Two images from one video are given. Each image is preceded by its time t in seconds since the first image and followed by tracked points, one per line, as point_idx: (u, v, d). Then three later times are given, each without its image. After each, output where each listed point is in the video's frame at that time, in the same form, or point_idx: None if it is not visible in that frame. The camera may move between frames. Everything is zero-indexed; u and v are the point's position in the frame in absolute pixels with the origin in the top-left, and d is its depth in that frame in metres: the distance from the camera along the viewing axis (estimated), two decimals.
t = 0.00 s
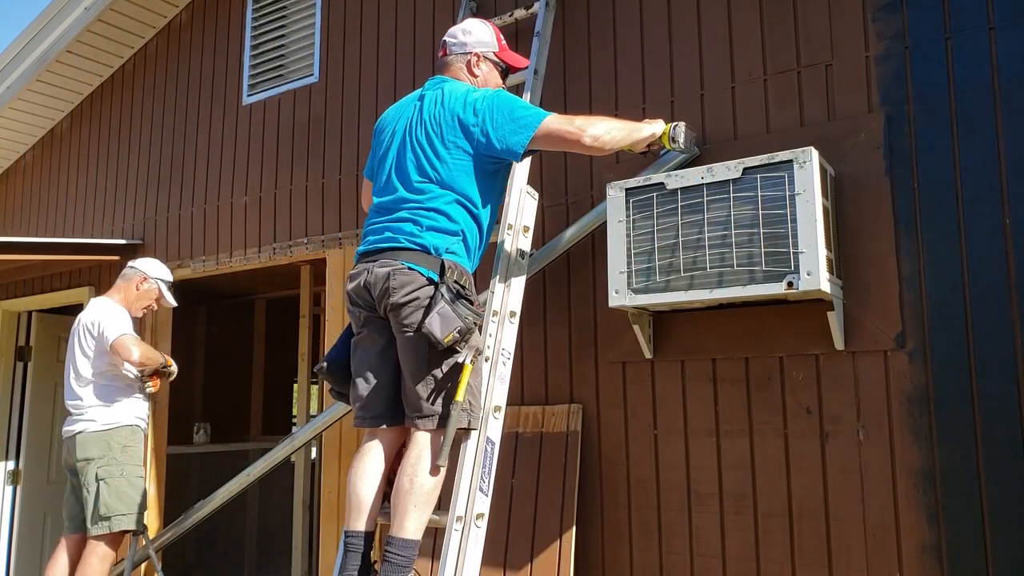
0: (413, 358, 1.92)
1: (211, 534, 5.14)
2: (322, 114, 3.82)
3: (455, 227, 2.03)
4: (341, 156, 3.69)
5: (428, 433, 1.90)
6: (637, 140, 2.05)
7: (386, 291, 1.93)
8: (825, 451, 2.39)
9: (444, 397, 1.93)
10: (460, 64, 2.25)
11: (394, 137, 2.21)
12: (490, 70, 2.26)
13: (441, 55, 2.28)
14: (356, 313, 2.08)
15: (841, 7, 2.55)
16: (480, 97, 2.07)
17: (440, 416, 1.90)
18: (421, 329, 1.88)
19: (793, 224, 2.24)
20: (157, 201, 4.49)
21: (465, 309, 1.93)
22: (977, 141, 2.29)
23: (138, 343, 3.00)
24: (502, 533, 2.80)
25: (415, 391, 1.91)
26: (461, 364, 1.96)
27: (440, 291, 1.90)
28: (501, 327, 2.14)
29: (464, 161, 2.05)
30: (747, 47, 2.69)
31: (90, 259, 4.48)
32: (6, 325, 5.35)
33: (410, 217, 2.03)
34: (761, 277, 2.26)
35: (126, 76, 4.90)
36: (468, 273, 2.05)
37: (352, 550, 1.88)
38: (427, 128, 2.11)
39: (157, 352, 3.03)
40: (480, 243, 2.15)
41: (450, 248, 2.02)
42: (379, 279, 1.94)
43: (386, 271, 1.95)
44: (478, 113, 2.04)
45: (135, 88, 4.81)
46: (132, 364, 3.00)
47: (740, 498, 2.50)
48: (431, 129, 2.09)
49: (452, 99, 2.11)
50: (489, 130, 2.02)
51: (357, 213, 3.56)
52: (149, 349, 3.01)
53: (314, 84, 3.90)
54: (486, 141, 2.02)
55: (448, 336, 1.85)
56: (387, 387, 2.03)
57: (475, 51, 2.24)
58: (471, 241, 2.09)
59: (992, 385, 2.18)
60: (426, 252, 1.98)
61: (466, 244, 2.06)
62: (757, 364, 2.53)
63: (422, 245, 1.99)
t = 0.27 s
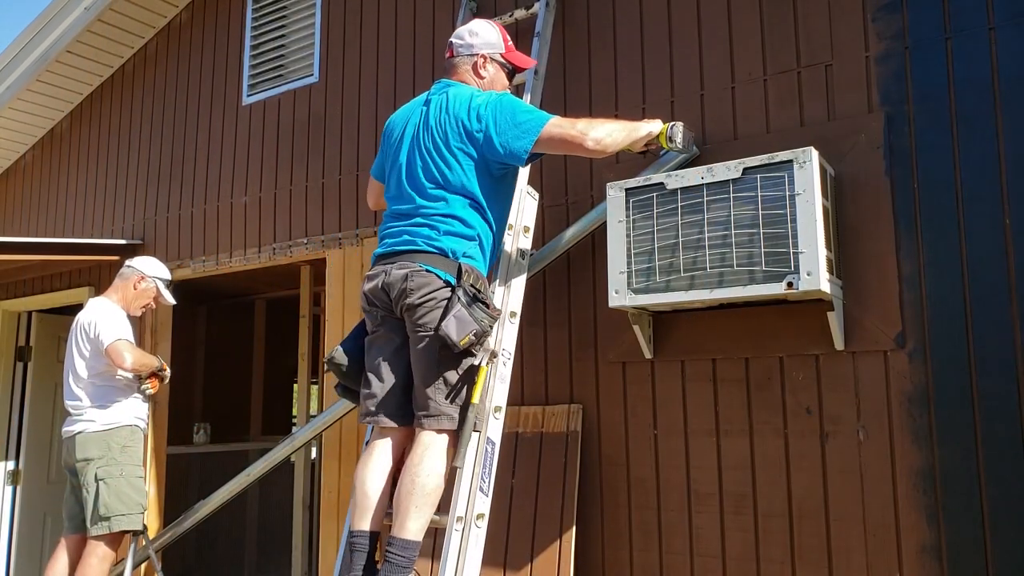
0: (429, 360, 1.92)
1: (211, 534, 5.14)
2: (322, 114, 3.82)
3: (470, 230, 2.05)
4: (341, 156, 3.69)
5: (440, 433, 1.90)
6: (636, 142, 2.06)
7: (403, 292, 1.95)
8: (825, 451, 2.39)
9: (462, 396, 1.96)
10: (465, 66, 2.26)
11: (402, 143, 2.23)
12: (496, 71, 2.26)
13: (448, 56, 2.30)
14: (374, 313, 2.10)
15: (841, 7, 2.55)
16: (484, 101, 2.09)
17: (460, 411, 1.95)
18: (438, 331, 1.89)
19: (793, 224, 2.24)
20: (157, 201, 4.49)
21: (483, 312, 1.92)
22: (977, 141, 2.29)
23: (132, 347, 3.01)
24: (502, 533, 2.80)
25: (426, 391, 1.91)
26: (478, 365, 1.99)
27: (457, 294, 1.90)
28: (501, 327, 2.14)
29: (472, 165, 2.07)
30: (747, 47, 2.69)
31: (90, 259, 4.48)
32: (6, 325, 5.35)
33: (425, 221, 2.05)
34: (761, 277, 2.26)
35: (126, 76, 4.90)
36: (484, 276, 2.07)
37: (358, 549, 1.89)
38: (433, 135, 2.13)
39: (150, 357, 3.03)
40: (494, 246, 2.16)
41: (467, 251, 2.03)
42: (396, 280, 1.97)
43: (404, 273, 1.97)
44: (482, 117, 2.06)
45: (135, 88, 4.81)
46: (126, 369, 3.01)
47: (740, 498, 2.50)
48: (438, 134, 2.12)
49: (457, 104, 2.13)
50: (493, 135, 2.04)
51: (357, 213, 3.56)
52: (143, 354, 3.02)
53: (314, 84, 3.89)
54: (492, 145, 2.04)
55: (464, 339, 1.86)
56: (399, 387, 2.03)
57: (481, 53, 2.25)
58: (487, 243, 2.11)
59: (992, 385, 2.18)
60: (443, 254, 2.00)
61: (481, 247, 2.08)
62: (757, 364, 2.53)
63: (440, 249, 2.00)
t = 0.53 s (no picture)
0: (435, 360, 1.93)
1: (211, 534, 5.14)
2: (322, 114, 3.82)
3: (474, 231, 2.05)
4: (342, 156, 3.69)
5: (437, 431, 1.90)
6: (637, 141, 2.06)
7: (409, 291, 1.95)
8: (824, 450, 2.40)
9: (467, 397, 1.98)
10: (467, 67, 2.26)
11: (404, 146, 2.23)
12: (498, 73, 2.26)
13: (450, 58, 2.30)
14: (380, 310, 2.10)
15: (841, 7, 2.55)
16: (486, 102, 2.09)
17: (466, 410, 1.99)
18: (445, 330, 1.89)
19: (793, 224, 2.24)
20: (157, 201, 4.49)
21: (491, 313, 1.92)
22: (977, 141, 2.29)
23: (127, 355, 3.01)
24: (502, 533, 2.80)
25: (423, 388, 1.92)
26: (483, 367, 2.02)
27: (465, 294, 1.91)
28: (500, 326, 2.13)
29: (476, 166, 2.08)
30: (748, 48, 2.69)
31: (90, 259, 4.48)
32: (6, 325, 5.35)
33: (430, 223, 2.05)
34: (761, 277, 2.26)
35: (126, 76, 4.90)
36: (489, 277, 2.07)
37: (355, 549, 1.91)
38: (435, 137, 2.13)
39: (145, 365, 3.03)
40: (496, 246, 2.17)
41: (473, 251, 2.04)
42: (403, 280, 1.97)
43: (410, 272, 1.97)
44: (484, 119, 2.06)
45: (135, 88, 4.81)
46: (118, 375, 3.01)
47: (740, 498, 2.50)
48: (439, 136, 2.12)
49: (458, 105, 2.13)
50: (494, 135, 2.04)
51: (357, 213, 3.56)
52: (137, 362, 3.01)
53: (314, 84, 3.90)
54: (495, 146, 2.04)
55: (472, 339, 1.85)
56: (402, 386, 2.03)
57: (483, 54, 2.25)
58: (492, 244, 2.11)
59: (992, 385, 2.18)
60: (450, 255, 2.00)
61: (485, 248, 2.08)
62: (757, 364, 2.53)
63: (447, 249, 2.00)
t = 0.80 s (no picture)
0: (430, 359, 1.93)
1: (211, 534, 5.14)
2: (322, 114, 3.82)
3: (472, 229, 2.05)
4: (341, 156, 3.69)
5: (433, 432, 1.90)
6: (637, 141, 2.05)
7: (406, 291, 1.95)
8: (824, 450, 2.39)
9: (462, 396, 1.95)
10: (467, 66, 2.26)
11: (403, 144, 2.23)
12: (499, 72, 2.26)
13: (451, 58, 2.30)
14: (378, 310, 2.10)
15: (841, 7, 2.55)
16: (486, 101, 2.10)
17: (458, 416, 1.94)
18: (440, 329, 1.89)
19: (793, 224, 2.24)
20: (157, 201, 4.49)
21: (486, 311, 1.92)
22: (977, 141, 2.29)
23: (109, 370, 2.96)
24: (502, 533, 2.80)
25: (420, 387, 1.92)
26: (479, 366, 1.99)
27: (460, 294, 1.90)
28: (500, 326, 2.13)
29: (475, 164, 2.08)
30: (748, 47, 2.69)
31: (89, 259, 4.48)
32: (6, 325, 5.35)
33: (428, 221, 2.05)
34: (761, 277, 2.26)
35: (126, 76, 4.90)
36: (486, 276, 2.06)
37: (352, 549, 1.91)
38: (436, 135, 2.13)
39: (126, 381, 2.98)
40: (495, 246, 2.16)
41: (471, 250, 2.03)
42: (399, 279, 1.97)
43: (406, 272, 1.98)
44: (484, 117, 2.06)
45: (135, 87, 4.81)
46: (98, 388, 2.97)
47: (740, 498, 2.50)
48: (439, 135, 2.12)
49: (458, 104, 2.13)
50: (494, 133, 2.04)
51: (357, 213, 3.56)
52: (119, 378, 2.96)
53: (314, 84, 3.90)
54: (496, 145, 2.04)
55: (467, 338, 1.85)
56: (400, 386, 2.03)
57: (484, 54, 2.25)
58: (490, 243, 2.11)
59: (992, 385, 2.18)
60: (447, 253, 2.00)
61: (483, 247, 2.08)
62: (758, 364, 2.53)
63: (444, 247, 2.00)
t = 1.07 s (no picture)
0: (428, 359, 1.92)
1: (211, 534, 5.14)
2: (322, 113, 3.82)
3: (471, 229, 2.05)
4: (341, 156, 3.69)
5: (432, 432, 1.90)
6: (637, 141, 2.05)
7: (404, 291, 1.96)
8: (825, 450, 2.39)
9: (459, 396, 1.95)
10: (468, 66, 2.26)
11: (404, 143, 2.23)
12: (499, 72, 2.26)
13: (451, 58, 2.31)
14: (377, 311, 2.10)
15: (841, 7, 2.55)
16: (486, 100, 2.09)
17: (455, 416, 1.94)
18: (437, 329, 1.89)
19: (793, 225, 2.24)
20: (157, 201, 4.49)
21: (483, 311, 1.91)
22: (977, 141, 2.29)
23: (107, 374, 2.96)
24: (502, 533, 2.80)
25: (417, 388, 1.92)
26: (477, 366, 2.00)
27: (457, 293, 1.90)
28: (500, 326, 2.13)
29: (474, 164, 2.08)
30: (748, 47, 2.69)
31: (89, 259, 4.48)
32: (6, 325, 5.35)
33: (427, 221, 2.05)
34: (761, 277, 2.26)
35: (126, 76, 4.90)
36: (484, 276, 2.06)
37: (351, 550, 1.91)
38: (435, 134, 2.13)
39: (122, 392, 2.96)
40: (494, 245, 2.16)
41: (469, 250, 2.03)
42: (397, 279, 1.98)
43: (404, 271, 1.98)
44: (484, 117, 2.06)
45: (135, 87, 4.81)
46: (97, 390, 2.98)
47: (740, 498, 2.50)
48: (439, 134, 2.12)
49: (458, 103, 2.13)
50: (494, 132, 2.04)
51: (357, 213, 3.56)
52: (115, 386, 2.96)
53: (314, 84, 3.90)
54: (495, 144, 2.04)
55: (463, 338, 1.86)
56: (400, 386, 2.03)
57: (484, 54, 2.25)
58: (488, 242, 2.11)
59: (992, 385, 2.18)
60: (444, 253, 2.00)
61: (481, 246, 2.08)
62: (758, 364, 2.53)
63: (441, 246, 2.00)
